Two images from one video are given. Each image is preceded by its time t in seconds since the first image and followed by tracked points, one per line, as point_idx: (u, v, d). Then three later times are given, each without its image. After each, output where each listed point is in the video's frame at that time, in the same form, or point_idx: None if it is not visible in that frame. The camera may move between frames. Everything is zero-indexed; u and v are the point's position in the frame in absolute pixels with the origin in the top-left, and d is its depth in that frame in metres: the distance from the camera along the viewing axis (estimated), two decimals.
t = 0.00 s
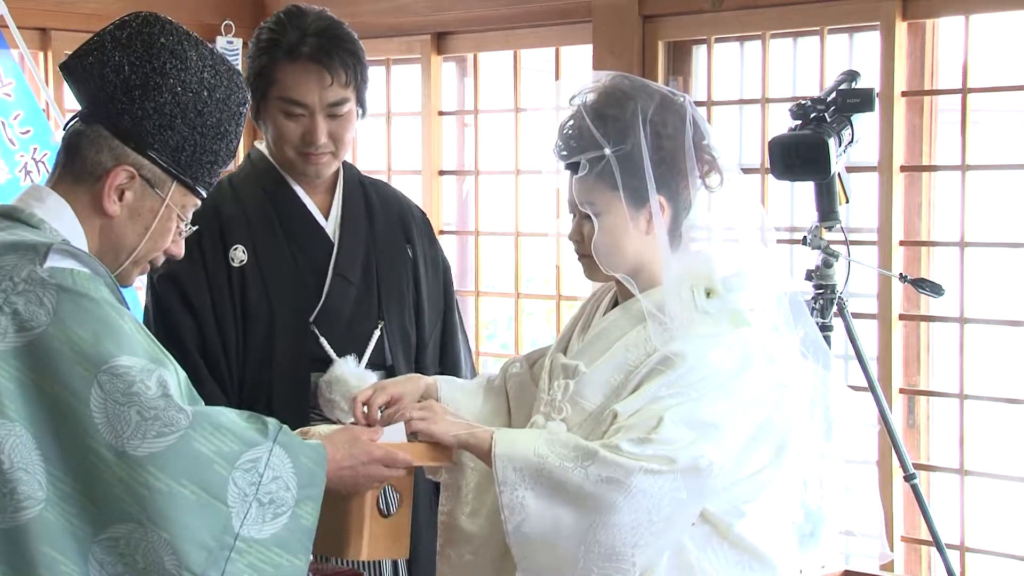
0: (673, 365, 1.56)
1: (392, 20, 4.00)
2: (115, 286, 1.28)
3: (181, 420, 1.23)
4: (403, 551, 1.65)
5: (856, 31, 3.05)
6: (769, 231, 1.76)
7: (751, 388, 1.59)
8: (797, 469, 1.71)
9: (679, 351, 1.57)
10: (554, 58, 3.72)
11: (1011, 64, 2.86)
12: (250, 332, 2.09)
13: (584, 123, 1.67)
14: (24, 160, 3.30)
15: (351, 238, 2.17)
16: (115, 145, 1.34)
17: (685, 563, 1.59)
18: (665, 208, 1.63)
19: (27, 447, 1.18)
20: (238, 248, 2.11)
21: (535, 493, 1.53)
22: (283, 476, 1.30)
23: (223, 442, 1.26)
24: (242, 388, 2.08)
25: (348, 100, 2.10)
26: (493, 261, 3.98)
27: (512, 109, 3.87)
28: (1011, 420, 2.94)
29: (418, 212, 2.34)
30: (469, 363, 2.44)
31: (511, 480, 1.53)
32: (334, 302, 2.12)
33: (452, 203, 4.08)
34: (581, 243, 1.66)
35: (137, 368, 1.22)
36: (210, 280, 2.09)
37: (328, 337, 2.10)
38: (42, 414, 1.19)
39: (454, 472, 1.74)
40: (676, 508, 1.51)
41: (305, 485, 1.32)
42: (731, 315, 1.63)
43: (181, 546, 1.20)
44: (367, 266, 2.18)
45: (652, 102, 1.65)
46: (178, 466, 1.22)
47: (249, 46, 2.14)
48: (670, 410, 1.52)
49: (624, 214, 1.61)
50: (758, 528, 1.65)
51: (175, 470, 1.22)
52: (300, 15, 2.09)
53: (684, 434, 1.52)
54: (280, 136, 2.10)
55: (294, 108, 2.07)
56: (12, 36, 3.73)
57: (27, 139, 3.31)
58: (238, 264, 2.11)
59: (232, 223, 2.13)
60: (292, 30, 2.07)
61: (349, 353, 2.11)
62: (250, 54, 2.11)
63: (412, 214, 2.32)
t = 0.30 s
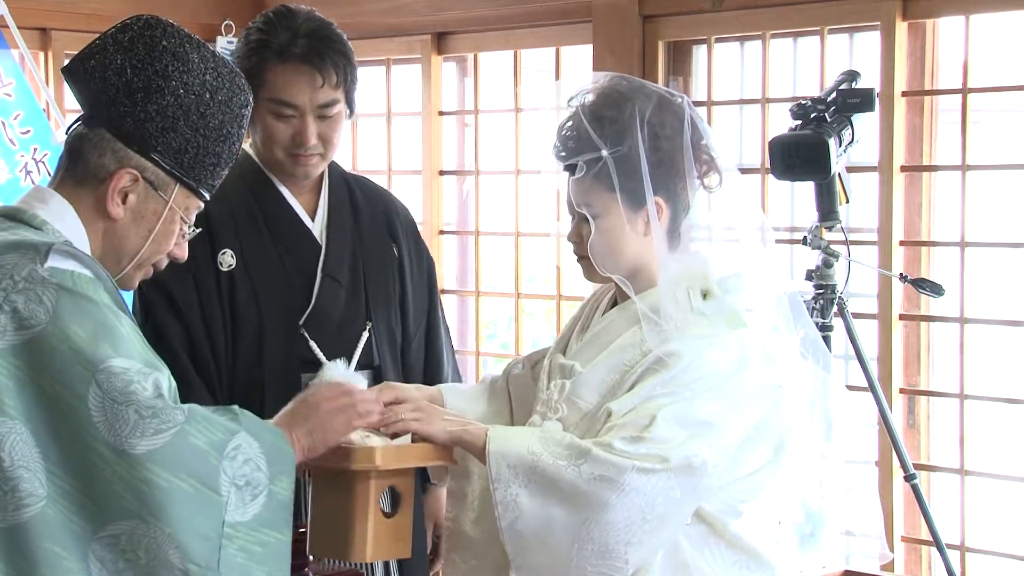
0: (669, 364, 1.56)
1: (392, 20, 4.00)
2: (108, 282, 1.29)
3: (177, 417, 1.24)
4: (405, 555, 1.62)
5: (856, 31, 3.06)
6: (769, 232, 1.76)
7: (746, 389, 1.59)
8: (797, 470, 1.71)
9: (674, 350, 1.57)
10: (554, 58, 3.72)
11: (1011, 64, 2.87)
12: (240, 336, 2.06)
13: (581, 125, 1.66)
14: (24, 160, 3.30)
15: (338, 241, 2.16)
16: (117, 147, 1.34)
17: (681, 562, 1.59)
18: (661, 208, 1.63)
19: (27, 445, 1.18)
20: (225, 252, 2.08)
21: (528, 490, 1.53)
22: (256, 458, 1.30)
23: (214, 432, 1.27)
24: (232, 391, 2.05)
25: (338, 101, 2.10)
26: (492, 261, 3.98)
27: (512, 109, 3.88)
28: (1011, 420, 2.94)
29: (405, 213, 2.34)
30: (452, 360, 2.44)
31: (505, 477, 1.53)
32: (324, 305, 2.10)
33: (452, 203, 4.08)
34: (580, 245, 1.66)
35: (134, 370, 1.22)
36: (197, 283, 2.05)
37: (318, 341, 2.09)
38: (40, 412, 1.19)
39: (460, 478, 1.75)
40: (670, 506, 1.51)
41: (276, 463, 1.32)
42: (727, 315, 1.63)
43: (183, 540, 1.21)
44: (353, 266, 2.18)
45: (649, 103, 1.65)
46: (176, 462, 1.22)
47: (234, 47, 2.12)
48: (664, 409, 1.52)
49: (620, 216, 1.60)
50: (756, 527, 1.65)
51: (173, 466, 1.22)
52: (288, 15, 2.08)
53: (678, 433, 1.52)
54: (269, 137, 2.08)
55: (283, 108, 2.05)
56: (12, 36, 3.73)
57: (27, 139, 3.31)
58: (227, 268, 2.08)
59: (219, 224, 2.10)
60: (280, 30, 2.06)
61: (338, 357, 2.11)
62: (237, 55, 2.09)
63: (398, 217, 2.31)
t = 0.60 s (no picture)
0: (669, 363, 1.56)
1: (391, 20, 3.99)
2: (105, 283, 1.35)
3: (177, 414, 1.29)
4: (400, 561, 1.61)
5: (856, 31, 3.06)
6: (769, 232, 1.75)
7: (746, 389, 1.58)
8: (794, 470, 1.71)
9: (675, 350, 1.57)
10: (554, 58, 3.72)
11: (1011, 64, 2.87)
12: (224, 339, 2.06)
13: (578, 125, 1.67)
14: (24, 160, 3.30)
15: (322, 244, 2.16)
16: (115, 150, 1.34)
17: (682, 563, 1.59)
18: (661, 209, 1.63)
19: (28, 441, 1.23)
20: (208, 256, 2.08)
21: (529, 491, 1.53)
22: (248, 453, 1.36)
23: (211, 429, 1.32)
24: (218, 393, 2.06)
25: (326, 104, 2.11)
26: (492, 261, 3.98)
27: (512, 109, 3.88)
28: (1011, 420, 2.94)
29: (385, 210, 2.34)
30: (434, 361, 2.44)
31: (507, 478, 1.53)
32: (308, 310, 2.10)
33: (452, 203, 4.08)
34: (580, 246, 1.66)
35: (132, 369, 1.27)
36: (184, 286, 2.06)
37: (300, 344, 2.08)
38: (41, 410, 1.24)
39: (460, 482, 1.75)
40: (671, 507, 1.51)
41: (267, 458, 1.38)
42: (728, 316, 1.63)
43: (182, 534, 1.27)
44: (336, 269, 2.17)
45: (647, 104, 1.65)
46: (176, 458, 1.28)
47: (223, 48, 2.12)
48: (666, 408, 1.52)
49: (620, 216, 1.60)
50: (756, 528, 1.65)
51: (173, 462, 1.27)
52: (277, 16, 2.09)
53: (678, 433, 1.52)
54: (257, 139, 2.08)
55: (272, 110, 2.06)
56: (12, 36, 3.73)
57: (27, 139, 3.31)
58: (209, 274, 2.07)
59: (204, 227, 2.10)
60: (269, 31, 2.06)
61: (323, 363, 2.10)
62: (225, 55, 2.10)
63: (380, 217, 2.31)
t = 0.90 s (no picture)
0: (670, 364, 1.56)
1: (392, 20, 3.99)
2: (99, 285, 1.36)
3: (166, 413, 1.31)
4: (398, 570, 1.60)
5: (856, 32, 3.06)
6: (769, 232, 1.75)
7: (746, 390, 1.58)
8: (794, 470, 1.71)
9: (675, 351, 1.57)
10: (554, 58, 3.71)
11: (1012, 64, 2.87)
12: (217, 343, 2.06)
13: (579, 126, 1.67)
14: (24, 160, 3.30)
15: (315, 244, 2.17)
16: (115, 154, 1.35)
17: (683, 564, 1.59)
18: (661, 210, 1.63)
19: (19, 437, 1.24)
20: (203, 258, 2.07)
21: (530, 493, 1.53)
22: (238, 460, 1.36)
23: (199, 431, 1.33)
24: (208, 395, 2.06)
25: (321, 104, 2.11)
26: (492, 260, 3.98)
27: (512, 109, 3.88)
28: (1011, 420, 2.94)
29: (377, 207, 2.34)
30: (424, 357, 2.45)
31: (507, 480, 1.53)
32: (300, 310, 2.11)
33: (452, 203, 4.08)
34: (580, 247, 1.66)
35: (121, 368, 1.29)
36: (179, 289, 2.03)
37: (292, 345, 2.10)
38: (32, 405, 1.25)
39: (460, 487, 1.75)
40: (671, 507, 1.51)
41: (260, 465, 1.39)
42: (728, 316, 1.63)
43: (170, 535, 1.28)
44: (329, 269, 2.18)
45: (648, 104, 1.65)
46: (164, 457, 1.29)
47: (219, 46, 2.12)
48: (667, 409, 1.52)
49: (620, 215, 1.60)
50: (756, 528, 1.65)
51: (161, 461, 1.29)
52: (274, 15, 2.09)
53: (679, 434, 1.52)
54: (252, 139, 2.08)
55: (269, 109, 2.05)
56: (12, 36, 3.72)
57: (27, 139, 3.31)
58: (203, 275, 2.06)
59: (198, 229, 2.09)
60: (267, 30, 2.06)
61: (314, 363, 2.12)
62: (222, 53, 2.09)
63: (369, 208, 2.32)
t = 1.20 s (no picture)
0: (671, 364, 1.56)
1: (391, 20, 3.99)
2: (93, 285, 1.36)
3: (157, 413, 1.31)
4: None
5: (856, 32, 3.06)
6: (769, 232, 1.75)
7: (747, 390, 1.59)
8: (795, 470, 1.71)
9: (676, 352, 1.57)
10: (554, 58, 3.71)
11: (1011, 64, 2.87)
12: (230, 339, 2.07)
13: (578, 127, 1.66)
14: (24, 160, 3.30)
15: (328, 242, 2.17)
16: (113, 157, 1.35)
17: (683, 565, 1.59)
18: (661, 211, 1.63)
19: (9, 435, 1.24)
20: (215, 253, 2.08)
21: (530, 494, 1.53)
22: (231, 460, 1.37)
23: (191, 431, 1.34)
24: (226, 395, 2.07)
25: (334, 104, 2.10)
26: (492, 260, 3.98)
27: (511, 109, 3.88)
28: (1011, 420, 2.94)
29: (393, 208, 2.34)
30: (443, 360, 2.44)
31: (507, 482, 1.53)
32: (314, 306, 2.12)
33: (451, 202, 4.08)
34: (580, 248, 1.66)
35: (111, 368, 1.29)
36: (191, 286, 2.05)
37: (308, 340, 2.10)
38: (23, 404, 1.25)
39: (460, 491, 1.74)
40: (672, 508, 1.51)
41: (252, 466, 1.39)
42: (728, 316, 1.63)
43: (160, 534, 1.28)
44: (343, 266, 2.18)
45: (648, 104, 1.64)
46: (155, 457, 1.29)
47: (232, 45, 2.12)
48: (667, 410, 1.52)
49: (620, 216, 1.60)
50: (756, 528, 1.65)
51: (151, 461, 1.29)
52: (289, 15, 2.09)
53: (680, 433, 1.52)
54: (264, 136, 2.08)
55: (281, 108, 2.05)
56: (12, 36, 3.72)
57: (27, 139, 3.31)
58: (217, 270, 2.08)
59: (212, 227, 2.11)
60: (281, 30, 2.06)
61: (329, 358, 2.11)
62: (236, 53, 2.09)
63: (387, 213, 2.31)
